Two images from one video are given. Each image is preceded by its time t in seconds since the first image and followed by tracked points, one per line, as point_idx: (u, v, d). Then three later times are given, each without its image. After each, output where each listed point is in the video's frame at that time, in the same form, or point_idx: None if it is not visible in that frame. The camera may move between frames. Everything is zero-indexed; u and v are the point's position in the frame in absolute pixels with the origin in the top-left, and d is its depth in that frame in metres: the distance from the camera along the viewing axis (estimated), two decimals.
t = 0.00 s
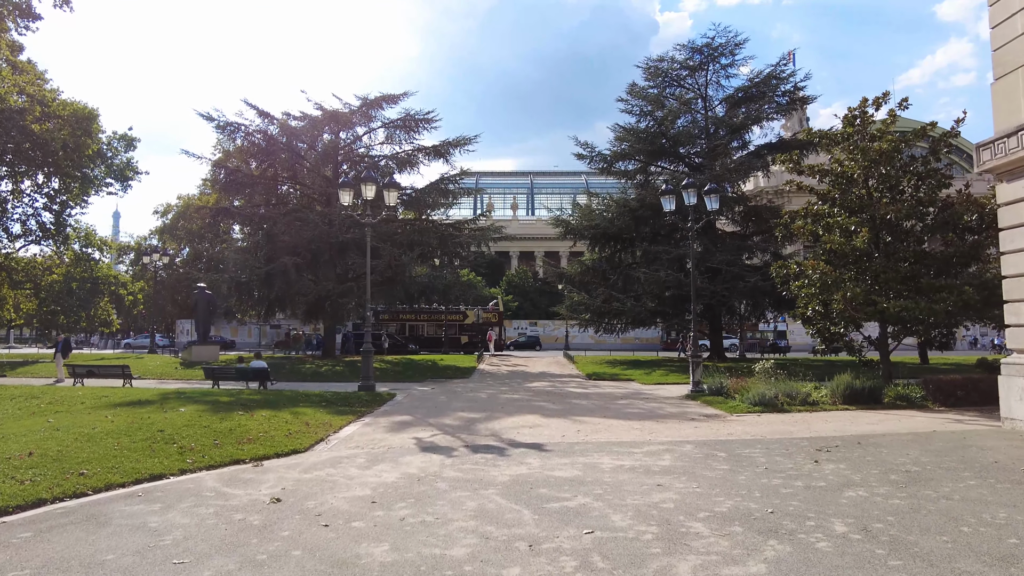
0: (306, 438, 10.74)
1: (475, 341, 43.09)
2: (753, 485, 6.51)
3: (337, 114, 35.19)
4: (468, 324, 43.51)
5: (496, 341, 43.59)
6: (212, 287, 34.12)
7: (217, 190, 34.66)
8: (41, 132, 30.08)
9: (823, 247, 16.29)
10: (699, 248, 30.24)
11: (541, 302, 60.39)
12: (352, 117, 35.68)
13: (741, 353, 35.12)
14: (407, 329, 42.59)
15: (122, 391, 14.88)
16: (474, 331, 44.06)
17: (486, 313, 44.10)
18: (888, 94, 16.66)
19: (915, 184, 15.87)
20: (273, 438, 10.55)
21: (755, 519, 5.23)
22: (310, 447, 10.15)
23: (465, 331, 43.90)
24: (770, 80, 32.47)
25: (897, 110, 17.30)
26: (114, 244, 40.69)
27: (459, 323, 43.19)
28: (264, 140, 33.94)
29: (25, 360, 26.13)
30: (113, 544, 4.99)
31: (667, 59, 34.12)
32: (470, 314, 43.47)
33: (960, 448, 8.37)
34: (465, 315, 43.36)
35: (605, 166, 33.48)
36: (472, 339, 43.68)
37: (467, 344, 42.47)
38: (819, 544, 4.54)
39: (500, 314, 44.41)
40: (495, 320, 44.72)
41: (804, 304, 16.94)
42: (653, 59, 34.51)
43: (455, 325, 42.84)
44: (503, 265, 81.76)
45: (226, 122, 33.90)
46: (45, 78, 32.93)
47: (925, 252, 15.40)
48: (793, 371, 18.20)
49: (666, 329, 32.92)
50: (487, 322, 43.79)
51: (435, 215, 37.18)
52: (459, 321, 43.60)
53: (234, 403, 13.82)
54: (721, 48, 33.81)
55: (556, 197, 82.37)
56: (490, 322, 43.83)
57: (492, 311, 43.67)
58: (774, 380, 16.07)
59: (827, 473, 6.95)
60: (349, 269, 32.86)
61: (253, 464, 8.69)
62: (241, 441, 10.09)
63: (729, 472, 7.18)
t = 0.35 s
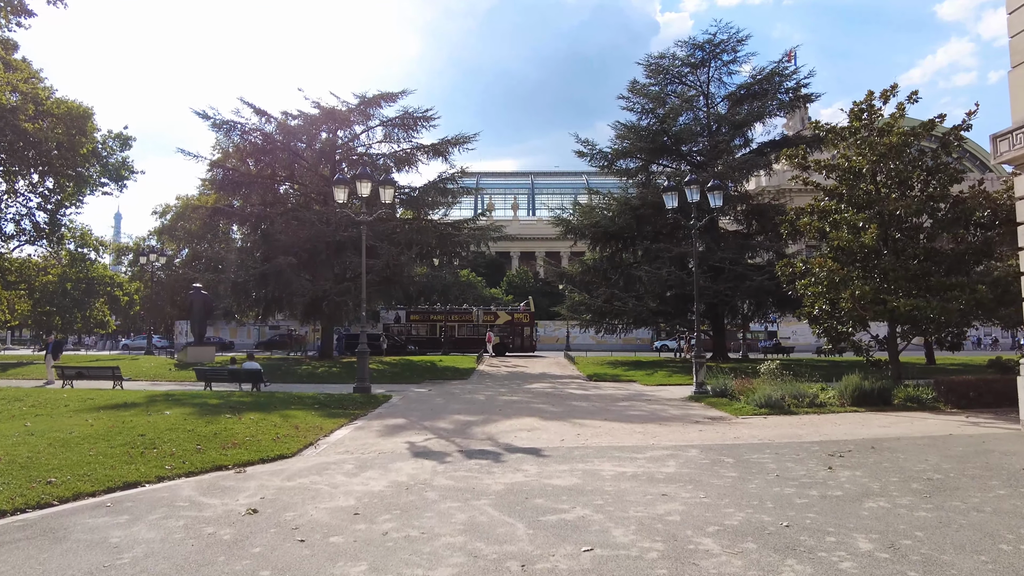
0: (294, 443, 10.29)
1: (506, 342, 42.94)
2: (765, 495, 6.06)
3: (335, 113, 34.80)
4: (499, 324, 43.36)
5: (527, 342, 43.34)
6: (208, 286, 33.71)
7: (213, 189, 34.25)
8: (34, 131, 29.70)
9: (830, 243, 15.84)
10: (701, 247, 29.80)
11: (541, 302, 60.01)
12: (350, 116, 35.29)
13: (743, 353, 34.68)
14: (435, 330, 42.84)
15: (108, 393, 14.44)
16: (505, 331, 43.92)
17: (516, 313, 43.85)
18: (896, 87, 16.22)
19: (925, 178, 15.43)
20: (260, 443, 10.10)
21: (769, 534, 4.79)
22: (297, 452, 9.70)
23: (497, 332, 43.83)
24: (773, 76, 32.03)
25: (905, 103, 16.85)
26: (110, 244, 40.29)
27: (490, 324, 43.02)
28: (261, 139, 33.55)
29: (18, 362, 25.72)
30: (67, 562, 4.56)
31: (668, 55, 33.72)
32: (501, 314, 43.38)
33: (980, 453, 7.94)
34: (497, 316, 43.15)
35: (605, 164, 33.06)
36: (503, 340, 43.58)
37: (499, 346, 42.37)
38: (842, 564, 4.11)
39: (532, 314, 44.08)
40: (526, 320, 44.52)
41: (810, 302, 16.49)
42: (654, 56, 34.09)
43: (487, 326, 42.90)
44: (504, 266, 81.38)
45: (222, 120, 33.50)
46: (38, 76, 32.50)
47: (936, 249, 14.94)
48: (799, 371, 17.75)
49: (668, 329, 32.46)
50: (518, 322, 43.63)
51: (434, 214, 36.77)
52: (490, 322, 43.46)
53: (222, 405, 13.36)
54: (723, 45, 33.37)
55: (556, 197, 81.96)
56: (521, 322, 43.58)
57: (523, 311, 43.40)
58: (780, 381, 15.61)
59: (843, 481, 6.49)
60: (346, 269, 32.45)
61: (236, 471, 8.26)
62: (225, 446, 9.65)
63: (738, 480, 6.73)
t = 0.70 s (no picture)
0: (278, 448, 9.81)
1: (534, 342, 42.78)
2: (777, 510, 5.57)
3: (331, 109, 34.38)
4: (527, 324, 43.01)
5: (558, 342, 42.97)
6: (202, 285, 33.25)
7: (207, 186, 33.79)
8: (25, 127, 29.22)
9: (838, 241, 15.35)
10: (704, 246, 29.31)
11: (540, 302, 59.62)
12: (347, 113, 34.85)
13: (745, 354, 34.24)
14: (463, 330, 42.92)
15: (90, 395, 13.95)
16: (535, 330, 43.68)
17: (546, 313, 43.46)
18: (906, 80, 15.74)
19: (935, 174, 14.94)
20: (243, 448, 9.62)
21: (786, 559, 4.31)
22: (281, 459, 9.21)
23: (526, 332, 43.70)
24: (776, 73, 31.57)
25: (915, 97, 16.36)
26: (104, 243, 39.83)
27: (519, 324, 42.83)
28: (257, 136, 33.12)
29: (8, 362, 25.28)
30: None
31: (669, 51, 33.29)
32: (531, 315, 43.03)
33: (1003, 462, 7.45)
34: (526, 316, 42.89)
35: (606, 162, 32.60)
36: (533, 340, 43.45)
37: (527, 347, 42.22)
38: None
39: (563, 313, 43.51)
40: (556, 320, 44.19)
41: (817, 302, 16.00)
42: (655, 52, 33.64)
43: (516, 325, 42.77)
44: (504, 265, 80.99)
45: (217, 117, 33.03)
46: (31, 73, 32.05)
47: (947, 247, 14.46)
48: (804, 373, 17.26)
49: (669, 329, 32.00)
50: (547, 322, 43.27)
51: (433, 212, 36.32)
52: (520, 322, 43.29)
53: (208, 408, 12.87)
54: (725, 41, 32.87)
55: (556, 196, 81.53)
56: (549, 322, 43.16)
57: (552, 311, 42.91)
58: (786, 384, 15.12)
59: (861, 494, 6.00)
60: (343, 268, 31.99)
61: (212, 480, 7.78)
62: (205, 453, 9.16)
63: (748, 493, 6.25)
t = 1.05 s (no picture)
0: (259, 452, 9.36)
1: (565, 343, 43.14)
2: (784, 524, 5.13)
3: (326, 107, 33.98)
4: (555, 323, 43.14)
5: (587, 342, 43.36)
6: (194, 284, 32.79)
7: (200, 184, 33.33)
8: (14, 124, 28.72)
9: (842, 238, 14.91)
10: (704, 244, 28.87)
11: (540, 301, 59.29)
12: (342, 110, 34.42)
13: (745, 354, 33.86)
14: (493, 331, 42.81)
15: (71, 397, 13.52)
16: (563, 330, 43.93)
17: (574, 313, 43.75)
18: (911, 72, 15.31)
19: (940, 168, 14.52)
20: (222, 453, 9.16)
21: None
22: (262, 464, 8.77)
23: (555, 332, 44.00)
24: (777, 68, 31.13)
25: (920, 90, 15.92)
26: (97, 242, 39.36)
27: (548, 324, 43.10)
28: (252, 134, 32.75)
29: None
30: None
31: (669, 47, 32.87)
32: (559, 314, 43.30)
33: None
34: (555, 316, 43.18)
35: (604, 159, 32.16)
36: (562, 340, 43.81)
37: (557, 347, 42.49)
38: None
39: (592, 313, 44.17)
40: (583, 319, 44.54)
41: (821, 300, 15.55)
42: (654, 48, 33.20)
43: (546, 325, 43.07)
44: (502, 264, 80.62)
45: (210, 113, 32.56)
46: (21, 69, 31.59)
47: (954, 243, 14.03)
48: (807, 373, 16.84)
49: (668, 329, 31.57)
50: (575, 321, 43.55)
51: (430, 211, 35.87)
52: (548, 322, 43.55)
53: (191, 410, 12.41)
54: (725, 36, 32.43)
55: (555, 195, 81.21)
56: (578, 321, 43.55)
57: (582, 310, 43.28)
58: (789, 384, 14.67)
59: (874, 505, 5.55)
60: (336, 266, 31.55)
61: (183, 488, 7.32)
62: (181, 458, 8.72)
63: (752, 503, 5.80)
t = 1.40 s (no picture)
0: (240, 458, 8.92)
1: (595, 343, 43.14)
2: (797, 540, 4.69)
3: (322, 105, 33.57)
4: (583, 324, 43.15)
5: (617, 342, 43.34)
6: (187, 285, 32.32)
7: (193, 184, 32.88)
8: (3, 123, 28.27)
9: (846, 235, 14.47)
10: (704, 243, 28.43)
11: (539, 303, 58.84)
12: (338, 108, 33.99)
13: (746, 354, 33.44)
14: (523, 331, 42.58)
15: (52, 400, 13.09)
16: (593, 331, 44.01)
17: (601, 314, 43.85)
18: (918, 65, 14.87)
19: (947, 163, 14.09)
20: (200, 459, 8.70)
21: None
22: (241, 471, 8.32)
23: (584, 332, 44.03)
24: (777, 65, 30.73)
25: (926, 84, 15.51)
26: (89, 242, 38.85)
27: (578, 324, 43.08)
28: (246, 132, 32.34)
29: None
30: None
31: (668, 44, 32.46)
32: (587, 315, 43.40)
33: None
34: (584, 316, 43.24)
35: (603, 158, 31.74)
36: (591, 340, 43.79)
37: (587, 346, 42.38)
38: None
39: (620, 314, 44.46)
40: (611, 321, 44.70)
41: (825, 299, 15.13)
42: (653, 45, 32.79)
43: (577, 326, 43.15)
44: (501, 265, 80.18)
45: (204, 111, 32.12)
46: (12, 67, 31.14)
47: (963, 240, 13.60)
48: (811, 375, 16.40)
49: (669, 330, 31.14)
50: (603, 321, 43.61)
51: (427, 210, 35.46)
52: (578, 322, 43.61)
53: (174, 414, 11.97)
54: (725, 33, 32.04)
55: (555, 196, 80.83)
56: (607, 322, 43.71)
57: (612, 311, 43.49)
58: (792, 386, 14.21)
59: (893, 519, 5.12)
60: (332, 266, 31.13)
61: (153, 498, 6.87)
62: (157, 464, 8.27)
63: (760, 516, 5.37)
